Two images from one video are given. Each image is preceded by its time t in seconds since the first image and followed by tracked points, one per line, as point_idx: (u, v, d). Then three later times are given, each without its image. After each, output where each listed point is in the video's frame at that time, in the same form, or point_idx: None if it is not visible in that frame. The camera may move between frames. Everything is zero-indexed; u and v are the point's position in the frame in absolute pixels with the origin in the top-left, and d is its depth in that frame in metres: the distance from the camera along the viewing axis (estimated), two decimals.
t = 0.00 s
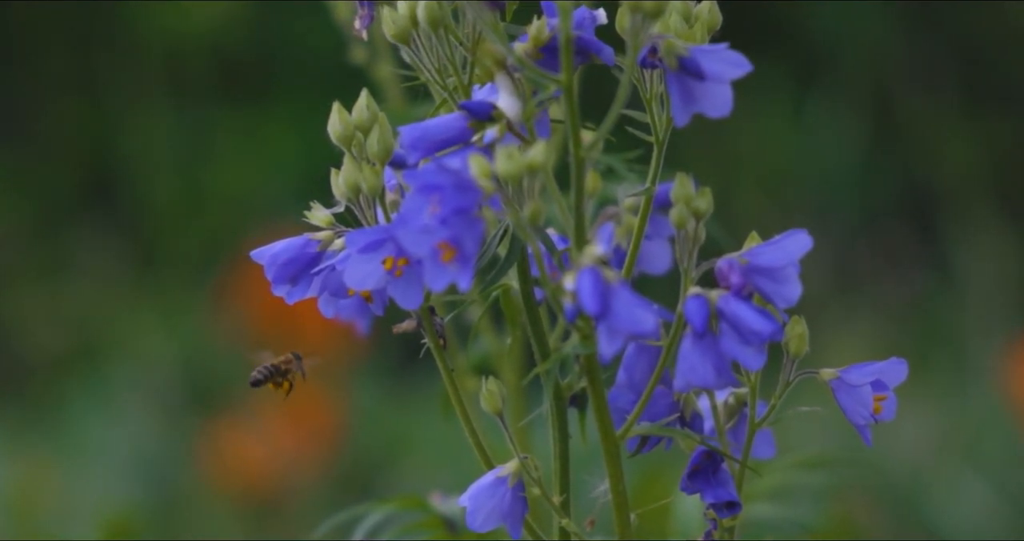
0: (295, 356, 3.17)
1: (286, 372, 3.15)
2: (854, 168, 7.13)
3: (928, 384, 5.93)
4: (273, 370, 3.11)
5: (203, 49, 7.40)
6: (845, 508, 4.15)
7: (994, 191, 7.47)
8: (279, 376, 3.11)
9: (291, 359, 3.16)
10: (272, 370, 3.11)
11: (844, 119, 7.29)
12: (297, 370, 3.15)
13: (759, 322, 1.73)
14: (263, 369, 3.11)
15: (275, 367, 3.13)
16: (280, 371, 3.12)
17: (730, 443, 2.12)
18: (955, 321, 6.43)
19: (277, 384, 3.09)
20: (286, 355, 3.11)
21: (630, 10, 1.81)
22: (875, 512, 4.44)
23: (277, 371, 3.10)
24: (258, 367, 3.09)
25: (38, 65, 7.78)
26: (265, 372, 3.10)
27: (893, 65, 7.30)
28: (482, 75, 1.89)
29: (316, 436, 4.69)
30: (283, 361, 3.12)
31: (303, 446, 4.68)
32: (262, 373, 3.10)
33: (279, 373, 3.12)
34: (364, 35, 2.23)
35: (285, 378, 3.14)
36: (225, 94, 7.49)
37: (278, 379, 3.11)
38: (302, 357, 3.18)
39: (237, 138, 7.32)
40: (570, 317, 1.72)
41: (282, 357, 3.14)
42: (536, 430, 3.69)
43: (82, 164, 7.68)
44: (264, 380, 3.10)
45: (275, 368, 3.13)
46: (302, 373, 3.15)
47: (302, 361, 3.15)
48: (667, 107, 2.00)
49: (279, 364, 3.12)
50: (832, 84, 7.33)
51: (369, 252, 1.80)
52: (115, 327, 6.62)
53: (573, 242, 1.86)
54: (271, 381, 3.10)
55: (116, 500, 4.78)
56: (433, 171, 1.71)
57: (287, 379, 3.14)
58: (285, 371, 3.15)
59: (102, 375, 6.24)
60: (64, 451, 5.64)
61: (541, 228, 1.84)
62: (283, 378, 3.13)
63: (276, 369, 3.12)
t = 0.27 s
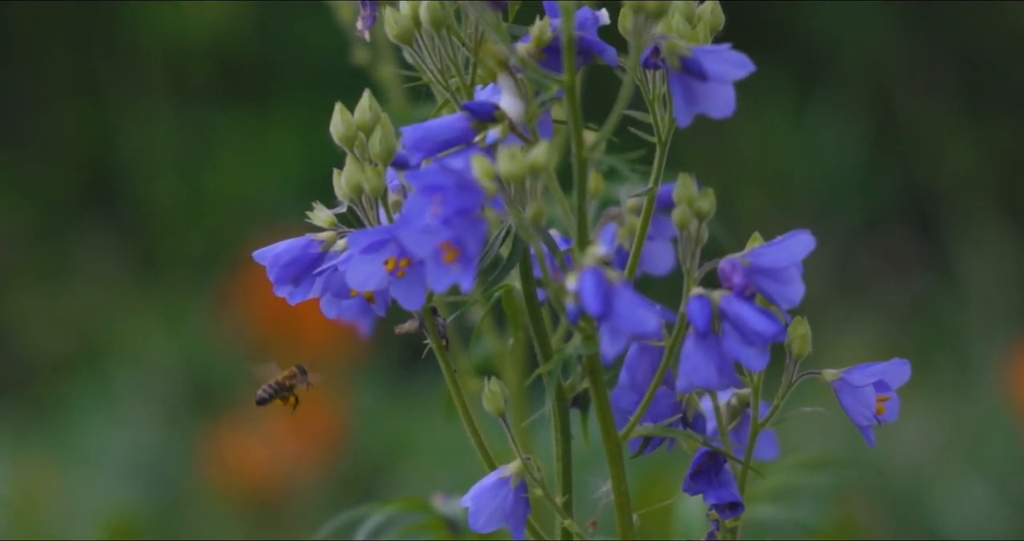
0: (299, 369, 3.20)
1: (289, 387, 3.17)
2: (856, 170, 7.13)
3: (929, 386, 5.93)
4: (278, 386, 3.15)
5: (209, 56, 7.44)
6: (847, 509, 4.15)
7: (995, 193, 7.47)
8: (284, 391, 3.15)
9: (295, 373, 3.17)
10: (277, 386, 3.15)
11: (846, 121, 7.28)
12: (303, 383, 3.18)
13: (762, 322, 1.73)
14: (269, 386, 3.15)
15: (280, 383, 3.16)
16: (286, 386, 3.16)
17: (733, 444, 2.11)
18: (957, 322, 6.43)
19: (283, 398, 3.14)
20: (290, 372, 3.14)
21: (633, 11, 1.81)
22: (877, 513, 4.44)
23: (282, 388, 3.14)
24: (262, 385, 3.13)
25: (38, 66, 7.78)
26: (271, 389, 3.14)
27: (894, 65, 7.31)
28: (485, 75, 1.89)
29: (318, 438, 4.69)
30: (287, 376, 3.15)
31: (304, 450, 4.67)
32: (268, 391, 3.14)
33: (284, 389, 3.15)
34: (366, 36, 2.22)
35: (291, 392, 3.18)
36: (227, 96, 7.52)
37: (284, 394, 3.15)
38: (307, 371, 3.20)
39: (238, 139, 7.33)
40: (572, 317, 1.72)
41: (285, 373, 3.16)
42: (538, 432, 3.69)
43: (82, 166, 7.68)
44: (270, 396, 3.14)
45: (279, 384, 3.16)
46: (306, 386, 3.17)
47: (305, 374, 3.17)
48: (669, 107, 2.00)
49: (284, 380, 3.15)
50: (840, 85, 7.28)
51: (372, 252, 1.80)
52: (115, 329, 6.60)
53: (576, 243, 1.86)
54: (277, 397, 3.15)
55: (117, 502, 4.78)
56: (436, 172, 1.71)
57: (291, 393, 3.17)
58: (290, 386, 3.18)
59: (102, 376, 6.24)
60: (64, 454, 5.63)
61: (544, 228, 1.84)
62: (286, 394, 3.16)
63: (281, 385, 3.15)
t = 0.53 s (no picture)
0: (300, 386, 3.10)
1: (290, 405, 3.09)
2: (858, 172, 7.13)
3: (931, 387, 5.93)
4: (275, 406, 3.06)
5: (209, 56, 7.43)
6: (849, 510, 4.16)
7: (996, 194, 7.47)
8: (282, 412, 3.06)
9: (295, 391, 3.08)
10: (275, 405, 3.06)
11: (848, 123, 7.28)
12: (304, 402, 3.09)
13: (764, 322, 1.73)
14: (267, 404, 3.06)
15: (279, 401, 3.07)
16: (286, 404, 3.08)
17: (735, 444, 2.11)
18: (960, 323, 6.43)
19: (282, 418, 3.05)
20: (290, 391, 3.05)
21: (635, 10, 1.81)
22: (879, 513, 4.45)
23: (283, 406, 3.06)
24: (260, 403, 3.05)
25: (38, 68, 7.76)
26: (269, 407, 3.05)
27: (895, 65, 7.33)
28: (487, 76, 1.88)
29: (319, 440, 4.69)
30: (287, 395, 3.06)
31: (306, 452, 4.67)
32: (265, 410, 3.05)
33: (283, 408, 3.06)
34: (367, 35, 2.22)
35: (290, 410, 3.09)
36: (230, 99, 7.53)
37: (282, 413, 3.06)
38: (308, 389, 3.11)
39: (241, 140, 7.33)
40: (574, 317, 1.71)
41: (286, 391, 3.08)
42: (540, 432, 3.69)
43: (82, 169, 7.66)
44: (266, 414, 3.06)
45: (280, 402, 3.08)
46: (307, 405, 3.08)
47: (307, 393, 3.08)
48: (671, 107, 1.99)
49: (285, 397, 3.06)
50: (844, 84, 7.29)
51: (373, 252, 1.80)
52: (118, 331, 6.60)
53: (578, 244, 1.86)
54: (275, 416, 3.06)
55: (120, 504, 4.78)
56: (438, 171, 1.70)
57: (292, 412, 3.08)
58: (290, 405, 3.09)
59: (104, 379, 6.23)
60: (66, 455, 5.62)
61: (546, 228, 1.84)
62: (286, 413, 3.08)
63: (279, 404, 3.06)
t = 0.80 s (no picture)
0: (306, 401, 3.01)
1: (294, 422, 2.99)
2: (859, 172, 7.14)
3: (932, 388, 5.94)
4: (279, 421, 2.97)
5: (209, 55, 7.50)
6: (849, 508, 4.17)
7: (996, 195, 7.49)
8: (285, 428, 2.97)
9: (300, 407, 2.99)
10: (278, 421, 2.98)
11: (848, 124, 7.29)
12: (309, 418, 2.99)
13: (764, 318, 1.73)
14: (271, 419, 2.98)
15: (283, 417, 2.98)
16: (290, 421, 2.98)
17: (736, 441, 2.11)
18: (960, 324, 6.44)
19: (285, 435, 2.96)
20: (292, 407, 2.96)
21: (636, 7, 1.81)
22: (877, 514, 4.46)
23: (285, 422, 2.97)
24: (264, 418, 2.97)
25: (39, 70, 7.77)
26: (271, 423, 2.97)
27: (895, 65, 7.36)
28: (487, 73, 1.88)
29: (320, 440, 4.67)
30: (290, 412, 2.97)
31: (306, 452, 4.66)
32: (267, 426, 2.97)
33: (286, 424, 2.98)
34: (368, 32, 2.23)
35: (296, 428, 3.00)
36: (229, 102, 7.53)
37: (285, 430, 2.97)
38: (313, 404, 3.01)
39: (243, 140, 7.34)
40: (574, 313, 1.71)
41: (290, 406, 2.98)
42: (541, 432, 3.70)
43: (82, 168, 7.64)
44: (271, 431, 2.98)
45: (283, 417, 2.98)
46: (310, 420, 2.98)
47: (312, 408, 2.97)
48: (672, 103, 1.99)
49: (288, 414, 2.97)
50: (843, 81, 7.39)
51: (373, 249, 1.80)
52: (119, 331, 6.60)
53: (578, 240, 1.85)
54: (279, 433, 2.98)
55: (121, 502, 4.78)
56: (438, 167, 1.70)
57: (296, 428, 2.98)
58: (293, 419, 2.99)
59: (104, 379, 6.24)
60: (66, 455, 5.62)
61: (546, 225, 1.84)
62: (289, 428, 2.98)
63: (282, 419, 2.98)
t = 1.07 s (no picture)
0: (310, 408, 3.09)
1: (302, 428, 3.06)
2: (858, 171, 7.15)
3: (932, 387, 5.95)
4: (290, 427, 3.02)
5: (209, 56, 7.41)
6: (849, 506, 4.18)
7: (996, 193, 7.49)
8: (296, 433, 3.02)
9: (308, 414, 3.07)
10: (287, 427, 3.02)
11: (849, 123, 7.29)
12: (315, 423, 3.07)
13: (761, 311, 1.72)
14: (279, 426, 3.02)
15: (291, 424, 3.03)
16: (298, 427, 3.04)
17: (734, 435, 2.11)
18: (960, 324, 6.45)
19: (297, 440, 3.01)
20: (303, 411, 3.02)
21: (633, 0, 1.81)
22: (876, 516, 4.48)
23: (295, 427, 3.03)
24: (271, 423, 3.00)
25: (37, 71, 7.75)
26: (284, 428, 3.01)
27: (896, 66, 7.32)
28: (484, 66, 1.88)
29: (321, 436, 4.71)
30: (299, 417, 3.03)
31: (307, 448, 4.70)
32: (280, 430, 3.01)
33: (295, 429, 3.02)
34: (366, 26, 2.24)
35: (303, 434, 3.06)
36: (229, 100, 7.50)
37: (297, 435, 3.02)
38: (319, 412, 3.10)
39: (242, 140, 7.33)
40: (572, 307, 1.71)
41: (298, 413, 3.06)
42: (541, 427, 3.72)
43: (84, 167, 7.67)
44: (281, 437, 3.01)
45: (291, 423, 3.04)
46: (319, 427, 3.06)
47: (320, 415, 3.07)
48: (670, 97, 1.99)
49: (297, 420, 3.05)
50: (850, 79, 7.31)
51: (371, 242, 1.80)
52: (119, 331, 6.62)
53: (576, 234, 1.85)
54: (290, 438, 3.02)
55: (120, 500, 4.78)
56: (435, 160, 1.70)
57: (304, 434, 3.04)
58: (302, 426, 3.06)
59: (104, 379, 6.24)
60: (67, 455, 5.64)
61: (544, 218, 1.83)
62: (298, 433, 3.03)
63: (292, 426, 3.03)
